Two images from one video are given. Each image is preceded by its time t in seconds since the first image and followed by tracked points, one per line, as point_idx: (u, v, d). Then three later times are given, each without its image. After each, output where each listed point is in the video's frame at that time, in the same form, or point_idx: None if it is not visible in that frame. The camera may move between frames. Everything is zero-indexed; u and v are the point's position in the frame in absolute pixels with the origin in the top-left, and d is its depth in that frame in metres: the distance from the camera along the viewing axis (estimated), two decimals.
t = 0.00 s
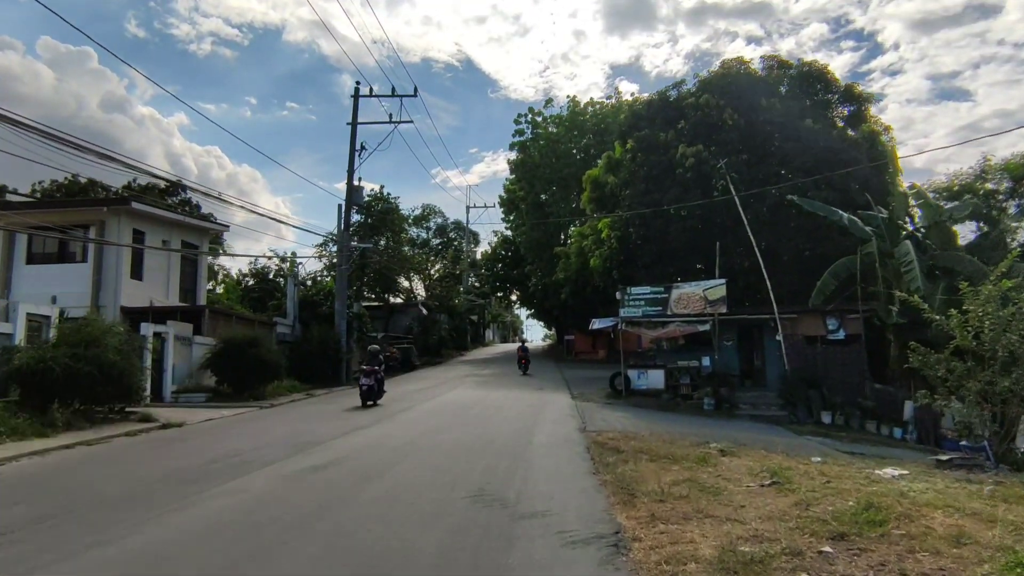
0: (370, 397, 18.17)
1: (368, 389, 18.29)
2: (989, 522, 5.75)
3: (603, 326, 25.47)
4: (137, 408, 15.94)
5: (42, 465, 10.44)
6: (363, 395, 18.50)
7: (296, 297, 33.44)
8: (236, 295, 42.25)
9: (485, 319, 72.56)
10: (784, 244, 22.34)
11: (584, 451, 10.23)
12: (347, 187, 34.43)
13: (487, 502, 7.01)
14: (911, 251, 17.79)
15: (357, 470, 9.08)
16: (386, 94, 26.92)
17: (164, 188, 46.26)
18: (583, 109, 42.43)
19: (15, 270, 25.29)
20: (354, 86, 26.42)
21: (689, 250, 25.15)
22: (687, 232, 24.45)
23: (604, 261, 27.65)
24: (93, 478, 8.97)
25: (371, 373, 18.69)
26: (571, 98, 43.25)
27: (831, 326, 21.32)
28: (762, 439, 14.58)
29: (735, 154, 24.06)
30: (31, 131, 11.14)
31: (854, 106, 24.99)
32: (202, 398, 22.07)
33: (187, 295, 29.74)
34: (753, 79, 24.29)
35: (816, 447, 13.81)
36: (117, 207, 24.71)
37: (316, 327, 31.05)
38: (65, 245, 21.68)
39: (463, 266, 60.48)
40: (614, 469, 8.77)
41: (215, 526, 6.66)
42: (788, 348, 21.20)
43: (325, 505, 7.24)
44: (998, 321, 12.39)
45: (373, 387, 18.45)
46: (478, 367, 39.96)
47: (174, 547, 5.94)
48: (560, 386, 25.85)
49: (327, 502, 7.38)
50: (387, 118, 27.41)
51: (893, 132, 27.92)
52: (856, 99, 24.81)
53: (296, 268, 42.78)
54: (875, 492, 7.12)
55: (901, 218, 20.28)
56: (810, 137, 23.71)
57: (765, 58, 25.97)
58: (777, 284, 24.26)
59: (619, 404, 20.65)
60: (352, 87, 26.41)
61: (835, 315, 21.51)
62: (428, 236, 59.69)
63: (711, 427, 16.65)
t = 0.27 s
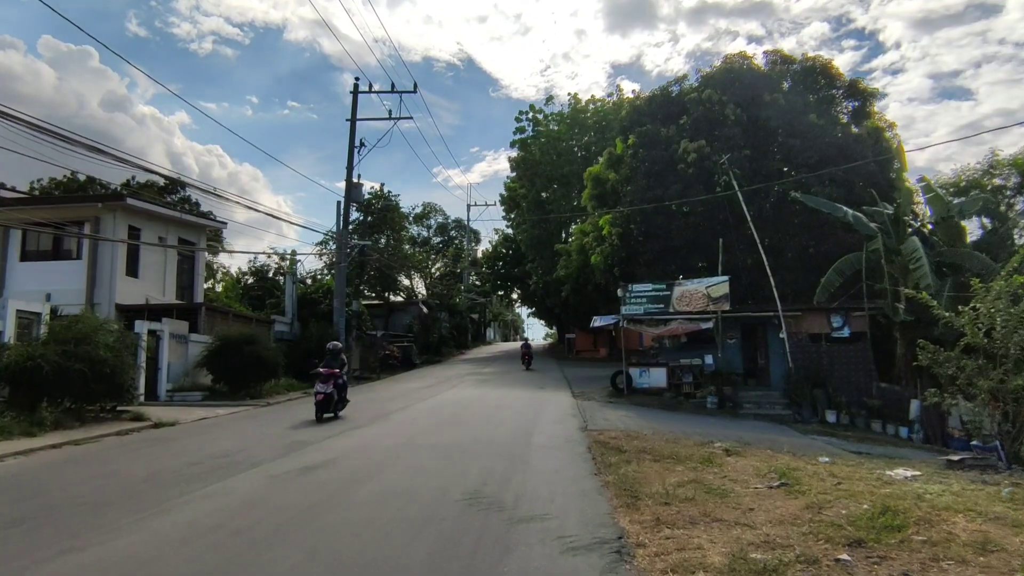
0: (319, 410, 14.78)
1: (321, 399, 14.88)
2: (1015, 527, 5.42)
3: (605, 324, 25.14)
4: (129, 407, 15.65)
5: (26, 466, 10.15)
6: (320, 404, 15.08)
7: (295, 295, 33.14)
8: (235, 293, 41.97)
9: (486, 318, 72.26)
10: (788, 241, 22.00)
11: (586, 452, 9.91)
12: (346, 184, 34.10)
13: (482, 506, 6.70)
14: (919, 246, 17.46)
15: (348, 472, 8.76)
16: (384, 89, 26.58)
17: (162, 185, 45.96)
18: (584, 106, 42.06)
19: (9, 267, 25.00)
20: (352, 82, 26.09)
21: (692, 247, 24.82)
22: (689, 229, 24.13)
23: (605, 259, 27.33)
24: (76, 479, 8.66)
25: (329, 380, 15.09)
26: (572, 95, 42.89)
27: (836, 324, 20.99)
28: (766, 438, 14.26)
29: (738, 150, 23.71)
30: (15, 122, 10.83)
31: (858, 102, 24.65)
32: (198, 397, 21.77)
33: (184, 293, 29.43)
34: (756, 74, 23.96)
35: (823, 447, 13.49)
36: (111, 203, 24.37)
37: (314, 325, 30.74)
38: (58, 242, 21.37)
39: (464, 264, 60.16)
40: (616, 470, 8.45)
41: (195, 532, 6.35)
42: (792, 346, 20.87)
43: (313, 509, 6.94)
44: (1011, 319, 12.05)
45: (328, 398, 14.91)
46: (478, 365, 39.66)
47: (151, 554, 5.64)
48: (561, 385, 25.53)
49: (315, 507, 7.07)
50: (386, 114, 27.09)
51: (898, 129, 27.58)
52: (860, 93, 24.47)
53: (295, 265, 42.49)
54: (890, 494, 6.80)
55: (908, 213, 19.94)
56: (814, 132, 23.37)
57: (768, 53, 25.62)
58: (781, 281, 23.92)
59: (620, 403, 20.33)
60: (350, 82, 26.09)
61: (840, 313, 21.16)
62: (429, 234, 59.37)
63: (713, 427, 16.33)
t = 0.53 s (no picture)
0: (235, 434, 10.67)
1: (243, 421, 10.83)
2: None
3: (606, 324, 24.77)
4: (120, 409, 15.30)
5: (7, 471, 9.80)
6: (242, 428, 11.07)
7: (293, 294, 32.78)
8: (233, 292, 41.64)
9: (486, 317, 71.94)
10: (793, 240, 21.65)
11: (586, 457, 9.56)
12: (344, 182, 33.75)
13: (477, 517, 6.33)
14: (928, 245, 17.12)
15: (338, 479, 8.41)
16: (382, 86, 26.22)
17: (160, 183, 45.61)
18: (585, 104, 41.65)
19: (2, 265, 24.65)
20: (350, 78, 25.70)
21: (694, 245, 24.46)
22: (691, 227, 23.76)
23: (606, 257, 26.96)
24: (54, 486, 8.32)
25: (253, 393, 11.09)
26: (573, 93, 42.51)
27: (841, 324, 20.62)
28: (771, 441, 13.91)
29: (742, 146, 23.32)
30: None
31: (864, 98, 24.26)
32: (193, 397, 21.42)
33: (180, 291, 29.07)
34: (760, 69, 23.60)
35: (830, 450, 13.14)
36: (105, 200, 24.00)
37: (312, 324, 30.39)
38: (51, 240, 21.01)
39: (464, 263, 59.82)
40: (618, 477, 8.09)
41: (171, 545, 6.00)
42: (797, 347, 20.49)
43: (300, 520, 6.59)
44: None
45: (251, 419, 10.89)
46: (478, 364, 39.30)
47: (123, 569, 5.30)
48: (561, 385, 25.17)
49: (300, 518, 6.72)
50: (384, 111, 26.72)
51: (902, 126, 27.22)
52: (865, 90, 24.10)
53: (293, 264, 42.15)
54: (908, 506, 6.44)
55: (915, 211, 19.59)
56: (819, 129, 23.00)
57: (772, 48, 25.24)
58: (785, 280, 23.55)
59: (621, 404, 19.98)
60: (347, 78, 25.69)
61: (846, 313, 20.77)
62: (429, 233, 59.03)
63: (716, 428, 15.98)
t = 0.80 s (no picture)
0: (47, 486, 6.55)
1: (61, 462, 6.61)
2: None
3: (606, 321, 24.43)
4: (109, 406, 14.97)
5: None
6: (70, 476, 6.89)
7: (289, 291, 32.48)
8: (231, 289, 41.34)
9: (485, 315, 71.70)
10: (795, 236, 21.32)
11: (585, 457, 9.25)
12: (342, 178, 33.42)
13: (468, 523, 5.99)
14: (936, 241, 16.85)
15: (326, 481, 8.07)
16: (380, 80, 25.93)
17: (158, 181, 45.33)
18: (586, 100, 41.29)
19: None
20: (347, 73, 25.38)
21: (696, 241, 24.11)
22: (693, 223, 23.42)
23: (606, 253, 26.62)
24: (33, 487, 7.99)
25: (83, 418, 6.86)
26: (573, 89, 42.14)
27: (845, 321, 20.28)
28: (774, 441, 13.59)
29: (745, 141, 22.97)
30: None
31: (869, 91, 23.90)
32: (186, 395, 21.14)
33: (176, 288, 28.74)
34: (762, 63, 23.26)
35: (834, 450, 12.82)
36: (100, 196, 23.65)
37: (309, 322, 30.08)
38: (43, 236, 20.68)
39: (463, 261, 59.54)
40: (617, 478, 7.76)
41: (143, 550, 5.66)
42: (800, 344, 20.15)
43: (280, 525, 6.27)
44: None
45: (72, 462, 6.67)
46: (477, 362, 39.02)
47: None
48: (560, 383, 24.84)
49: (282, 523, 6.38)
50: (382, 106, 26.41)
51: (906, 120, 26.86)
52: (870, 83, 23.74)
53: (291, 261, 41.82)
54: (923, 512, 6.08)
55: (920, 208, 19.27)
56: (823, 123, 22.66)
57: (776, 42, 24.87)
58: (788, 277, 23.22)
59: (621, 402, 19.65)
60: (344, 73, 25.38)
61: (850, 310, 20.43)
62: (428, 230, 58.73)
63: (717, 427, 15.66)
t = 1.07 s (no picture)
0: None
1: None
2: None
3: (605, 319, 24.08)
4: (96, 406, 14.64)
5: None
6: None
7: (285, 289, 32.16)
8: (227, 287, 41.00)
9: (484, 313, 71.38)
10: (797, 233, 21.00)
11: (582, 459, 8.93)
12: (339, 174, 33.09)
13: (457, 531, 5.68)
14: (942, 237, 16.54)
15: (312, 484, 7.76)
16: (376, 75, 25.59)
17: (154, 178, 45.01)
18: (585, 96, 40.94)
19: None
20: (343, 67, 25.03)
21: (696, 239, 23.78)
22: (693, 220, 23.09)
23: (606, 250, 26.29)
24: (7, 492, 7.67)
25: None
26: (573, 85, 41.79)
27: (848, 319, 19.95)
28: (777, 442, 13.28)
29: (746, 136, 22.65)
30: None
31: (872, 86, 23.57)
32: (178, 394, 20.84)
33: (170, 285, 28.42)
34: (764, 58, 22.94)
35: (838, 452, 12.51)
36: (92, 192, 23.32)
37: (305, 320, 29.78)
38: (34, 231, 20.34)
39: (462, 259, 59.22)
40: (616, 483, 7.46)
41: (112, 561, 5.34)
42: (802, 343, 19.83)
43: (258, 533, 5.95)
44: None
45: None
46: (475, 361, 38.70)
47: None
48: (559, 381, 24.52)
49: (262, 529, 6.06)
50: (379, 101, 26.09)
51: (908, 116, 26.54)
52: (873, 79, 23.42)
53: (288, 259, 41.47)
54: (939, 520, 5.77)
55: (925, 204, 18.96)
56: (825, 119, 22.35)
57: (777, 36, 24.53)
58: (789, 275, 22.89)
59: (621, 402, 19.34)
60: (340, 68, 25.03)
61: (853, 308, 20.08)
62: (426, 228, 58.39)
63: (719, 427, 15.34)
